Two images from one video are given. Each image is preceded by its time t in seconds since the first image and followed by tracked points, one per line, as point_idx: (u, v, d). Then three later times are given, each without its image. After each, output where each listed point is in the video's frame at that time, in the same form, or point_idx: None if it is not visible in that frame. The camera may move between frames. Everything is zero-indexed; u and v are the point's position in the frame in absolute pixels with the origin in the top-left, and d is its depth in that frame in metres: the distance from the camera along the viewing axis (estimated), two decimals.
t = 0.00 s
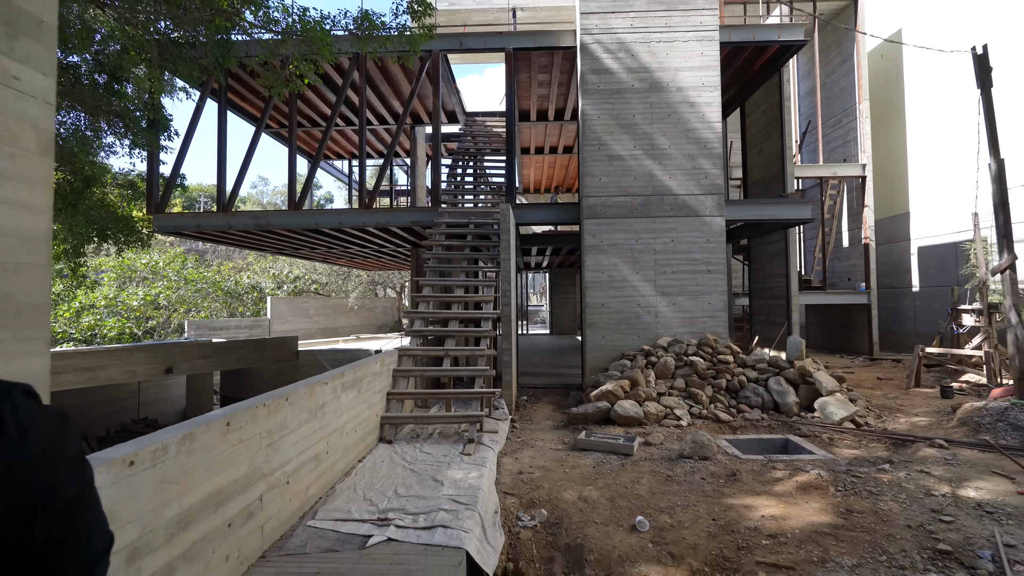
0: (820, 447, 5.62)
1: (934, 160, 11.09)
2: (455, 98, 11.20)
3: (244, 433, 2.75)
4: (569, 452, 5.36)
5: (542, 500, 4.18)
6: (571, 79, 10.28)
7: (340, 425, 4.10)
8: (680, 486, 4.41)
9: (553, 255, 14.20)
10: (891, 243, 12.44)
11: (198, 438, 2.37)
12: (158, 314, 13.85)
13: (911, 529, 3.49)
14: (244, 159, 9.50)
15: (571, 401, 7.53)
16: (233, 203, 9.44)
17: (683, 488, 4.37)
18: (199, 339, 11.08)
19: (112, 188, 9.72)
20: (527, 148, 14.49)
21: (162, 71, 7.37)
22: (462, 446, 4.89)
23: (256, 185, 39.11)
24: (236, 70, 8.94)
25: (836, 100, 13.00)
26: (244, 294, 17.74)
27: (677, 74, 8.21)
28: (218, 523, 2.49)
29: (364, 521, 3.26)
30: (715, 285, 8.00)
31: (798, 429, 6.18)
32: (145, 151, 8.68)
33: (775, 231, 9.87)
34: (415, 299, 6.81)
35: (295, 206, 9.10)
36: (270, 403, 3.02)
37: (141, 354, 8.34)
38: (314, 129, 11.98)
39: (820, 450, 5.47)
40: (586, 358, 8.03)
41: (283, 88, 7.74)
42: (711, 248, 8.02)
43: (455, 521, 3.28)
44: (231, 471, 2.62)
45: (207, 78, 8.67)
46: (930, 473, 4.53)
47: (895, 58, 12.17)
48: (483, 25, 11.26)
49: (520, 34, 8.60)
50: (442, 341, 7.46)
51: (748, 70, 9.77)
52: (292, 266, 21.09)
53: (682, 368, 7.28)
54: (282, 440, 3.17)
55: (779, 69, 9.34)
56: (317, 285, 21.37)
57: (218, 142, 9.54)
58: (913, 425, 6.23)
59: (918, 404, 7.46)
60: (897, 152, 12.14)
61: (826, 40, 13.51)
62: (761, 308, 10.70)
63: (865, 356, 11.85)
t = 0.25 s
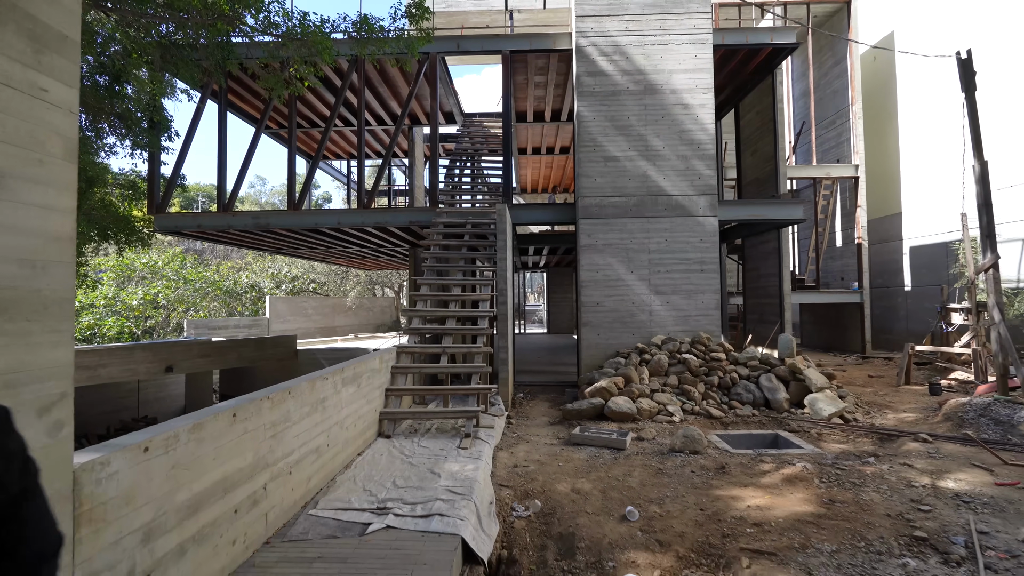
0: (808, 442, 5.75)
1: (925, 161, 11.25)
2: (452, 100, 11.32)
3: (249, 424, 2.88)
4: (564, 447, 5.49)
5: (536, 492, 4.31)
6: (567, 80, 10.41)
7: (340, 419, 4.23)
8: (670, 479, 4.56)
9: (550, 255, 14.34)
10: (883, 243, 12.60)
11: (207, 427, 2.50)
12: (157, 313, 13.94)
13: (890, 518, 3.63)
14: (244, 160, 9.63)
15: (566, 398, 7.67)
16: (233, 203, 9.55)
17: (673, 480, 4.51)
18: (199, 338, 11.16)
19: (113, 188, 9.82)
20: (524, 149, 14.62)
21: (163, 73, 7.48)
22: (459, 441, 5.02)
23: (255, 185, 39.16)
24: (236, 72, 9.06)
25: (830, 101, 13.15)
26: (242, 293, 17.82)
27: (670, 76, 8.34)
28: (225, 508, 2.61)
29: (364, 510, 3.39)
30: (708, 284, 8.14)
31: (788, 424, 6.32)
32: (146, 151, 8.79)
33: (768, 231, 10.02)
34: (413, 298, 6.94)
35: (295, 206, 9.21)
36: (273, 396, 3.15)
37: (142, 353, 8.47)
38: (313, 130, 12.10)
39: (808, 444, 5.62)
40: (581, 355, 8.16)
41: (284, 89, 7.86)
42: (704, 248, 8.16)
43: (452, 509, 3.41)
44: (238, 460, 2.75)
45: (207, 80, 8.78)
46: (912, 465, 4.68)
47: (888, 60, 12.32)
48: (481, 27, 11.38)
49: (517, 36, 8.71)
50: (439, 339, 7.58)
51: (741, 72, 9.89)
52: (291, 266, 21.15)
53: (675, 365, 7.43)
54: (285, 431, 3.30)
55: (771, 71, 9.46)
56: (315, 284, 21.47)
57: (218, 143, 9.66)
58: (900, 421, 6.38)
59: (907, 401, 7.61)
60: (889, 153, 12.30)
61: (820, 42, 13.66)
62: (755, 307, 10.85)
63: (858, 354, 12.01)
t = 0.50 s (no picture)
0: (797, 437, 5.89)
1: (917, 162, 11.39)
2: (450, 100, 11.43)
3: (253, 417, 3.00)
4: (558, 442, 5.62)
5: (530, 485, 4.44)
6: (563, 82, 10.52)
7: (339, 414, 4.35)
8: (660, 472, 4.69)
9: (547, 254, 14.46)
10: (877, 243, 12.75)
11: (214, 419, 2.62)
12: (157, 312, 14.04)
13: (871, 509, 3.76)
14: (243, 160, 9.74)
15: (562, 395, 7.79)
16: (233, 203, 9.66)
17: (664, 474, 4.64)
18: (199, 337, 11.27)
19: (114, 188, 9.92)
20: (522, 149, 14.74)
21: (164, 74, 7.57)
22: (455, 436, 5.15)
23: (253, 184, 39.23)
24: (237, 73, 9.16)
25: (825, 102, 13.27)
26: (241, 292, 17.93)
27: (665, 78, 8.46)
28: (230, 497, 2.74)
29: (363, 500, 3.52)
30: (702, 283, 8.28)
31: (778, 421, 6.46)
32: (146, 152, 8.90)
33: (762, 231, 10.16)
34: (411, 297, 7.06)
35: (294, 206, 9.32)
36: (276, 390, 3.27)
37: (143, 351, 8.59)
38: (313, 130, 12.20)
39: (797, 440, 5.75)
40: (577, 353, 8.29)
41: (283, 91, 7.96)
42: (698, 247, 8.29)
43: (448, 500, 3.54)
44: (242, 451, 2.87)
45: (207, 81, 8.88)
46: (896, 459, 4.82)
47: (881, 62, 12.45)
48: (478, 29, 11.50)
49: (513, 38, 8.83)
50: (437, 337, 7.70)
51: (736, 74, 10.00)
52: (290, 265, 21.25)
53: (669, 363, 7.56)
54: (287, 425, 3.42)
55: (765, 73, 9.58)
56: (314, 283, 21.57)
57: (218, 143, 9.77)
58: (888, 417, 6.52)
59: (896, 398, 7.76)
60: (883, 154, 12.43)
61: (814, 44, 13.78)
62: (749, 306, 10.99)
63: (852, 353, 12.15)
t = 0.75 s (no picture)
0: (790, 423, 6.02)
1: (919, 151, 11.38)
2: (451, 89, 11.45)
3: (263, 398, 3.15)
4: (556, 426, 5.78)
5: (528, 466, 4.61)
6: (564, 71, 10.53)
7: (344, 397, 4.51)
8: (655, 455, 4.84)
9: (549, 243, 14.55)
10: (877, 233, 12.79)
11: (226, 399, 2.76)
12: (162, 300, 14.22)
13: (856, 490, 3.91)
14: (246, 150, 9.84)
15: (561, 382, 7.95)
16: (237, 192, 9.77)
17: (657, 457, 4.80)
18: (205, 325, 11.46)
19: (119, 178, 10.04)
20: (523, 138, 14.76)
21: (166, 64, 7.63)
22: (456, 420, 5.31)
23: (255, 173, 39.23)
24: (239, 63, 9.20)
25: (827, 91, 13.20)
26: (245, 281, 18.10)
27: (665, 68, 8.47)
28: (243, 472, 2.89)
29: (367, 478, 3.68)
30: (700, 272, 8.37)
31: (772, 407, 6.60)
32: (151, 141, 8.99)
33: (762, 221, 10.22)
34: (412, 285, 7.20)
35: (297, 195, 9.42)
36: (284, 373, 3.41)
37: (149, 338, 8.79)
38: (315, 119, 12.25)
39: (789, 425, 5.89)
40: (576, 341, 8.43)
41: (285, 81, 8.01)
42: (697, 237, 8.37)
43: (448, 479, 3.69)
44: (253, 430, 3.02)
45: (210, 71, 8.93)
46: (884, 444, 4.96)
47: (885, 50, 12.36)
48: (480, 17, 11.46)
49: (514, 27, 8.83)
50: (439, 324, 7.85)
51: (737, 63, 9.98)
52: (293, 254, 21.39)
53: (666, 351, 7.70)
54: (295, 406, 3.57)
55: (766, 62, 9.57)
56: (317, 272, 21.73)
57: (221, 133, 9.86)
58: (881, 404, 6.66)
59: (890, 386, 7.89)
60: (885, 143, 12.40)
61: (818, 31, 13.68)
62: (748, 295, 11.08)
63: (850, 342, 12.26)
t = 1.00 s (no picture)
0: (798, 411, 6.09)
1: (940, 138, 11.14)
2: (465, 79, 11.51)
3: (288, 379, 3.36)
4: (566, 411, 5.95)
5: (538, 448, 4.79)
6: (577, 60, 10.51)
7: (363, 380, 4.73)
8: (662, 439, 4.99)
9: (562, 232, 14.62)
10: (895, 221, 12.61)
11: (256, 378, 2.98)
12: (186, 288, 14.68)
13: (857, 474, 4.02)
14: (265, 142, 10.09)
15: (572, 368, 8.11)
16: (257, 183, 10.03)
17: (664, 441, 4.94)
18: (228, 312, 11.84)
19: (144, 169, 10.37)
20: (536, 127, 14.77)
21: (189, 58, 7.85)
22: (469, 404, 5.51)
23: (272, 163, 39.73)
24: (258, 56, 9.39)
25: (846, 77, 12.95)
26: (265, 270, 18.54)
27: (678, 56, 8.44)
28: (271, 446, 3.12)
29: (385, 456, 3.90)
30: (712, 261, 8.41)
31: (781, 395, 6.67)
32: (174, 134, 9.28)
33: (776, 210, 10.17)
34: (427, 274, 7.39)
35: (315, 186, 9.65)
36: (307, 356, 3.63)
37: (175, 325, 9.16)
38: (331, 111, 12.44)
39: (797, 413, 5.96)
40: (588, 329, 8.56)
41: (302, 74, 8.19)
42: (709, 226, 8.39)
43: (462, 458, 3.89)
44: (280, 408, 3.24)
45: (229, 64, 9.14)
46: (891, 431, 5.03)
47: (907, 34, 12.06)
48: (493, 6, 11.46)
49: (527, 17, 8.85)
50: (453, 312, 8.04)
51: (752, 50, 9.86)
52: (310, 243, 21.78)
53: (677, 339, 7.79)
54: (317, 387, 3.79)
55: (782, 49, 9.45)
56: (334, 261, 22.10)
57: (241, 125, 10.12)
58: (891, 393, 6.68)
59: (903, 375, 7.89)
60: (905, 130, 12.16)
61: (838, 15, 13.37)
62: (762, 284, 11.06)
63: (865, 332, 12.18)
